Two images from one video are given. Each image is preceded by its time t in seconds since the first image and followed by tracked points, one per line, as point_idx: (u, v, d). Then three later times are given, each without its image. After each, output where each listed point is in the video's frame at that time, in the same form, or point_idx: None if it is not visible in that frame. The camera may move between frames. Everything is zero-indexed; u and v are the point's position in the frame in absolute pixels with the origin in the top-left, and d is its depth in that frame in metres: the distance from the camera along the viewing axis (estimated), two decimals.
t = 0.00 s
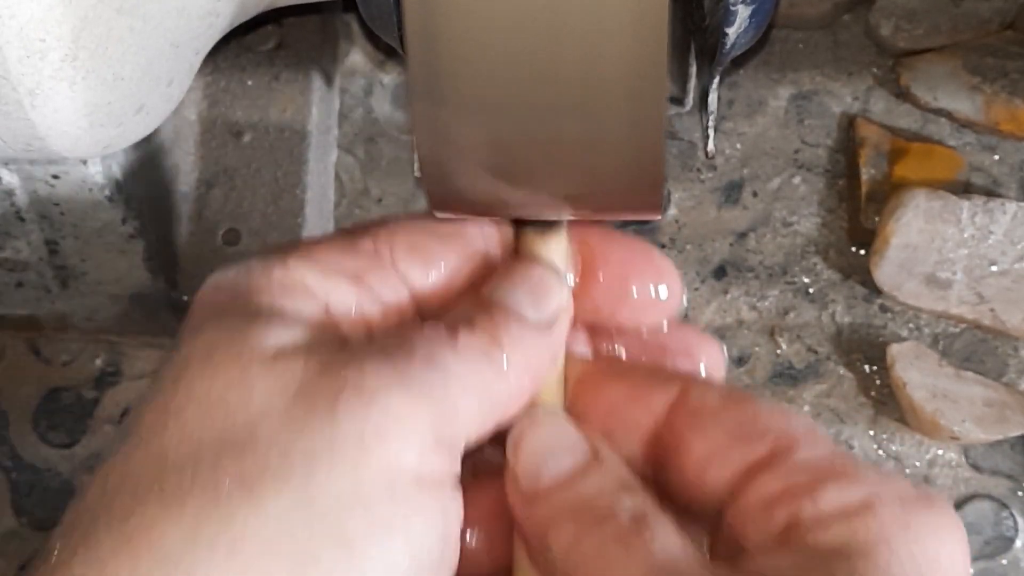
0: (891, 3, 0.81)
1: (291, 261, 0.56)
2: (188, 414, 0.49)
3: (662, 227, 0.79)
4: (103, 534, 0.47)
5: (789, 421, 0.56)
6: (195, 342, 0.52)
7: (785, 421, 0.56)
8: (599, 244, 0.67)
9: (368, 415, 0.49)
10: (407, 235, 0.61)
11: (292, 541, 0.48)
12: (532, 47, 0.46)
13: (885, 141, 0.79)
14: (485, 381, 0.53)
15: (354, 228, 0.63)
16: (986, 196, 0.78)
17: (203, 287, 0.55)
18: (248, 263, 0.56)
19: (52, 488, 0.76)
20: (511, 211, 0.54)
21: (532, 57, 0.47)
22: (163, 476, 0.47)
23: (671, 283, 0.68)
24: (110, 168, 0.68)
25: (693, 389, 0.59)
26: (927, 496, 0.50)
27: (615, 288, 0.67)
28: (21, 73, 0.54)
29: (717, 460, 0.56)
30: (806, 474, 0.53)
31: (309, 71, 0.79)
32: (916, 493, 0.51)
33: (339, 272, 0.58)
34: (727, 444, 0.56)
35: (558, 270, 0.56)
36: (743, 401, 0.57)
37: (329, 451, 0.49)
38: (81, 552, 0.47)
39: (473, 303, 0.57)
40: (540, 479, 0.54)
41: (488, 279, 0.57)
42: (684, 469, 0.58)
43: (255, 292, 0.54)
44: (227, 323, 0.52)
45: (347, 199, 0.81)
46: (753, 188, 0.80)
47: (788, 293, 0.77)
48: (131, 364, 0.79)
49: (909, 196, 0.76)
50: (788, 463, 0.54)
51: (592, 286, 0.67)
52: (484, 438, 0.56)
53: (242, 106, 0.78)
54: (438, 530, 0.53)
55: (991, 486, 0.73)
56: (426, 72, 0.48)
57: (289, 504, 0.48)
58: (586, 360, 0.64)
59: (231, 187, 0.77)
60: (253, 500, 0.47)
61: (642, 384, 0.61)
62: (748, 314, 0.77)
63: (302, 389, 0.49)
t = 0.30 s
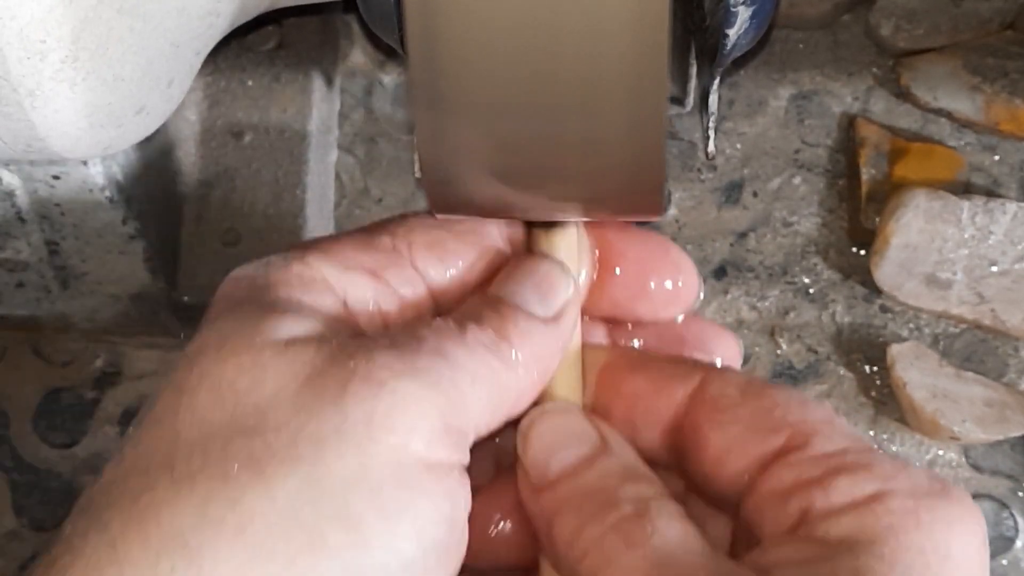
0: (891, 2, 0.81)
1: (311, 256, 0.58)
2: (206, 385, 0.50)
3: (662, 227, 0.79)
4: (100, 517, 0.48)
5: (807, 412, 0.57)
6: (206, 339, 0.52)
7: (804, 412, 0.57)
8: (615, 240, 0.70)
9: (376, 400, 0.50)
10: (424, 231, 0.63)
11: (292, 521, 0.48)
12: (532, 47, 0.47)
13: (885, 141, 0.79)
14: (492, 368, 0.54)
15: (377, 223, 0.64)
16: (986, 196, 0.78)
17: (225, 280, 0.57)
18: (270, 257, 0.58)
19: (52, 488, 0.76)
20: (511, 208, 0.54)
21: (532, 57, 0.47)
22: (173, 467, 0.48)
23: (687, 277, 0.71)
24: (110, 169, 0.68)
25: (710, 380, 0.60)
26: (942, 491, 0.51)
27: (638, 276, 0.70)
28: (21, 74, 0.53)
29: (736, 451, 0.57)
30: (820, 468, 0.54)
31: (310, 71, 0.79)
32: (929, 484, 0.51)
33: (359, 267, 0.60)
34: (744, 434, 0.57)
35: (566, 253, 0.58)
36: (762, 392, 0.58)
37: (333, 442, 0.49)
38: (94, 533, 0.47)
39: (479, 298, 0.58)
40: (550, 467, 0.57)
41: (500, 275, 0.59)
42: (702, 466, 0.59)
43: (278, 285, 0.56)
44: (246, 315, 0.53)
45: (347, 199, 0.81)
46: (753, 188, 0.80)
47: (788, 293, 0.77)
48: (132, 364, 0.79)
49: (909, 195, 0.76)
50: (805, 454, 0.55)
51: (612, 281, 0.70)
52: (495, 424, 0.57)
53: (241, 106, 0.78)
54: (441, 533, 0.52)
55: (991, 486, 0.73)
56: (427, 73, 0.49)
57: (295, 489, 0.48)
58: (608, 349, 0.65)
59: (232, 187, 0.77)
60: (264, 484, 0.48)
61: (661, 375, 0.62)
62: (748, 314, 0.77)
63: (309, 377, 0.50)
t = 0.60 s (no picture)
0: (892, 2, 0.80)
1: (318, 258, 0.58)
2: (186, 401, 0.50)
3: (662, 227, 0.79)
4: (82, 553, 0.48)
5: (825, 403, 0.55)
6: (195, 352, 0.52)
7: (819, 403, 0.55)
8: (631, 238, 0.68)
9: (369, 393, 0.49)
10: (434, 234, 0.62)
11: (271, 524, 0.47)
12: (532, 48, 0.47)
13: (885, 141, 0.79)
14: (490, 366, 0.53)
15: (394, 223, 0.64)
16: (986, 196, 0.78)
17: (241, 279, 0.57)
18: (281, 259, 0.58)
19: (52, 488, 0.75)
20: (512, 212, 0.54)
21: (532, 56, 0.47)
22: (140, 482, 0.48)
23: (697, 275, 0.69)
24: (110, 168, 0.68)
25: (730, 373, 0.58)
26: (960, 472, 0.49)
27: (651, 280, 0.69)
28: (21, 74, 0.53)
29: (750, 451, 0.56)
30: (836, 461, 0.52)
31: (310, 71, 0.78)
32: (954, 476, 0.49)
33: (365, 267, 0.59)
34: (760, 435, 0.55)
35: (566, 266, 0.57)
36: (781, 384, 0.56)
37: (307, 438, 0.48)
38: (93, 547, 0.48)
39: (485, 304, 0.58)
40: (562, 470, 0.55)
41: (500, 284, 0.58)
42: (722, 455, 0.58)
43: (280, 287, 0.55)
44: (237, 318, 0.53)
45: (347, 198, 0.81)
46: (753, 188, 0.80)
47: (788, 293, 0.77)
48: (132, 364, 0.79)
49: (909, 195, 0.76)
50: (822, 448, 0.53)
51: (626, 278, 0.69)
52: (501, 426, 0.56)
53: (241, 106, 0.78)
54: (440, 519, 0.51)
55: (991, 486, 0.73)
56: (427, 73, 0.49)
57: (288, 477, 0.48)
58: (624, 349, 0.65)
59: (232, 188, 0.77)
60: (227, 510, 0.47)
61: (682, 370, 0.61)
62: (748, 314, 0.77)
63: (300, 375, 0.49)
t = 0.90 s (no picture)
0: (892, 2, 0.81)
1: (321, 258, 0.59)
2: (191, 408, 0.49)
3: (662, 227, 0.79)
4: (99, 516, 0.47)
5: (817, 394, 0.56)
6: (199, 348, 0.52)
7: (816, 399, 0.56)
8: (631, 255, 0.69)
9: (372, 403, 0.49)
10: (436, 237, 0.63)
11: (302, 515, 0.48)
12: (532, 47, 0.47)
13: (885, 141, 0.79)
14: (490, 370, 0.53)
15: (395, 229, 0.65)
16: (986, 196, 0.78)
17: (235, 283, 0.57)
18: (282, 258, 0.58)
19: (52, 488, 0.76)
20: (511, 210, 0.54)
21: (532, 56, 0.47)
22: (156, 470, 0.48)
23: (691, 288, 0.70)
24: (110, 168, 0.68)
25: (719, 368, 0.61)
26: (951, 462, 0.50)
27: (650, 295, 0.70)
28: (21, 74, 0.53)
29: (748, 437, 0.57)
30: (832, 447, 0.53)
31: (310, 71, 0.79)
32: (943, 462, 0.50)
33: (366, 270, 0.61)
34: (755, 421, 0.57)
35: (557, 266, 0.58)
36: (773, 375, 0.58)
37: (332, 434, 0.49)
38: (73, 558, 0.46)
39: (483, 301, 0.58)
40: (551, 468, 0.55)
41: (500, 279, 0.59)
42: (714, 445, 0.59)
43: (281, 287, 0.56)
44: (244, 318, 0.53)
45: (347, 199, 0.81)
46: (753, 188, 0.80)
47: (788, 293, 0.77)
48: (131, 364, 0.78)
49: (909, 195, 0.76)
50: (812, 438, 0.54)
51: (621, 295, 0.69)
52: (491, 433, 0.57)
53: (241, 106, 0.78)
54: (442, 517, 0.53)
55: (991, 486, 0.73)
56: (426, 73, 0.49)
57: (292, 487, 0.48)
58: (617, 344, 0.67)
59: (231, 187, 0.77)
60: (258, 479, 0.48)
61: (671, 366, 0.64)
62: (748, 314, 0.77)
63: (311, 380, 0.50)
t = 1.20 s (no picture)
0: (891, 3, 0.81)
1: (323, 283, 0.55)
2: (194, 412, 0.48)
3: (662, 228, 0.79)
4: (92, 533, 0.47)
5: (835, 399, 0.51)
6: (197, 375, 0.50)
7: (833, 401, 0.51)
8: (643, 269, 0.63)
9: (356, 429, 0.48)
10: (444, 259, 0.60)
11: (277, 547, 0.46)
12: (532, 47, 0.47)
13: (885, 141, 0.79)
14: (489, 393, 0.51)
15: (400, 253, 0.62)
16: (986, 196, 0.78)
17: (239, 310, 0.54)
18: (280, 288, 0.55)
19: (52, 488, 0.75)
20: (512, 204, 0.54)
21: (532, 56, 0.47)
22: (159, 491, 0.47)
23: (716, 312, 0.64)
24: (110, 169, 0.69)
25: (736, 372, 0.56)
26: (965, 473, 0.46)
27: (668, 312, 0.63)
28: (21, 74, 0.53)
29: (757, 440, 0.53)
30: (838, 451, 0.49)
31: (310, 71, 0.79)
32: (956, 468, 0.46)
33: (370, 292, 0.57)
34: (766, 425, 0.53)
35: (570, 288, 0.56)
36: (789, 382, 0.53)
37: (323, 458, 0.47)
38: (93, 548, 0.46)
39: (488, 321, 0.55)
40: (549, 484, 0.52)
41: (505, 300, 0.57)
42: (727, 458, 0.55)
43: (277, 311, 0.53)
44: (239, 343, 0.50)
45: (347, 199, 0.81)
46: (753, 188, 0.80)
47: (788, 293, 0.77)
48: (131, 364, 0.79)
49: (909, 195, 0.76)
50: (823, 441, 0.50)
51: (640, 315, 0.63)
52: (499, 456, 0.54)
53: (241, 106, 0.78)
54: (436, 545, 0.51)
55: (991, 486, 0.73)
56: (426, 69, 0.49)
57: (269, 516, 0.46)
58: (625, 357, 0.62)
59: (232, 187, 0.77)
60: (236, 511, 0.46)
61: (681, 376, 0.58)
62: (748, 314, 0.77)
63: (297, 404, 0.48)
